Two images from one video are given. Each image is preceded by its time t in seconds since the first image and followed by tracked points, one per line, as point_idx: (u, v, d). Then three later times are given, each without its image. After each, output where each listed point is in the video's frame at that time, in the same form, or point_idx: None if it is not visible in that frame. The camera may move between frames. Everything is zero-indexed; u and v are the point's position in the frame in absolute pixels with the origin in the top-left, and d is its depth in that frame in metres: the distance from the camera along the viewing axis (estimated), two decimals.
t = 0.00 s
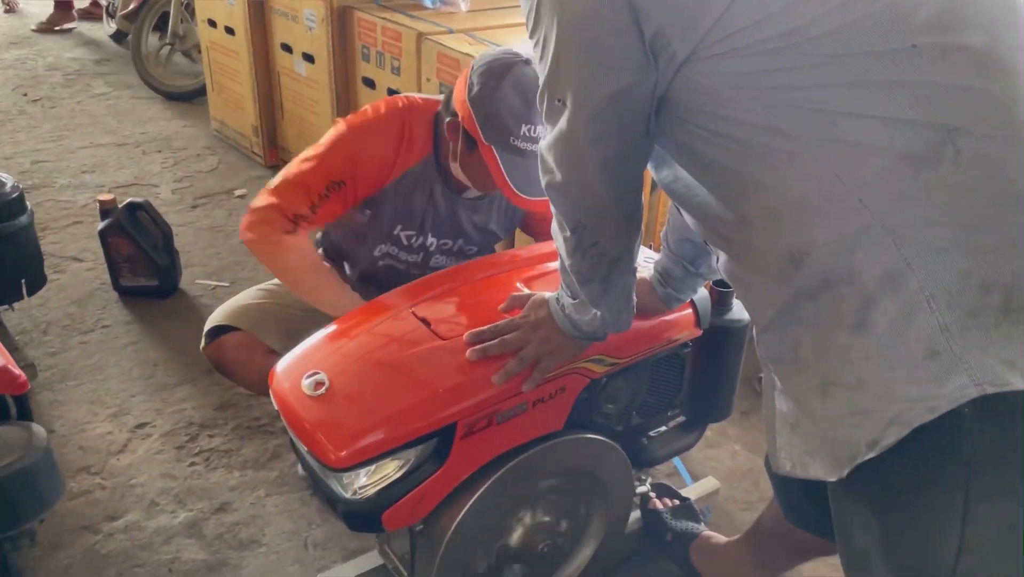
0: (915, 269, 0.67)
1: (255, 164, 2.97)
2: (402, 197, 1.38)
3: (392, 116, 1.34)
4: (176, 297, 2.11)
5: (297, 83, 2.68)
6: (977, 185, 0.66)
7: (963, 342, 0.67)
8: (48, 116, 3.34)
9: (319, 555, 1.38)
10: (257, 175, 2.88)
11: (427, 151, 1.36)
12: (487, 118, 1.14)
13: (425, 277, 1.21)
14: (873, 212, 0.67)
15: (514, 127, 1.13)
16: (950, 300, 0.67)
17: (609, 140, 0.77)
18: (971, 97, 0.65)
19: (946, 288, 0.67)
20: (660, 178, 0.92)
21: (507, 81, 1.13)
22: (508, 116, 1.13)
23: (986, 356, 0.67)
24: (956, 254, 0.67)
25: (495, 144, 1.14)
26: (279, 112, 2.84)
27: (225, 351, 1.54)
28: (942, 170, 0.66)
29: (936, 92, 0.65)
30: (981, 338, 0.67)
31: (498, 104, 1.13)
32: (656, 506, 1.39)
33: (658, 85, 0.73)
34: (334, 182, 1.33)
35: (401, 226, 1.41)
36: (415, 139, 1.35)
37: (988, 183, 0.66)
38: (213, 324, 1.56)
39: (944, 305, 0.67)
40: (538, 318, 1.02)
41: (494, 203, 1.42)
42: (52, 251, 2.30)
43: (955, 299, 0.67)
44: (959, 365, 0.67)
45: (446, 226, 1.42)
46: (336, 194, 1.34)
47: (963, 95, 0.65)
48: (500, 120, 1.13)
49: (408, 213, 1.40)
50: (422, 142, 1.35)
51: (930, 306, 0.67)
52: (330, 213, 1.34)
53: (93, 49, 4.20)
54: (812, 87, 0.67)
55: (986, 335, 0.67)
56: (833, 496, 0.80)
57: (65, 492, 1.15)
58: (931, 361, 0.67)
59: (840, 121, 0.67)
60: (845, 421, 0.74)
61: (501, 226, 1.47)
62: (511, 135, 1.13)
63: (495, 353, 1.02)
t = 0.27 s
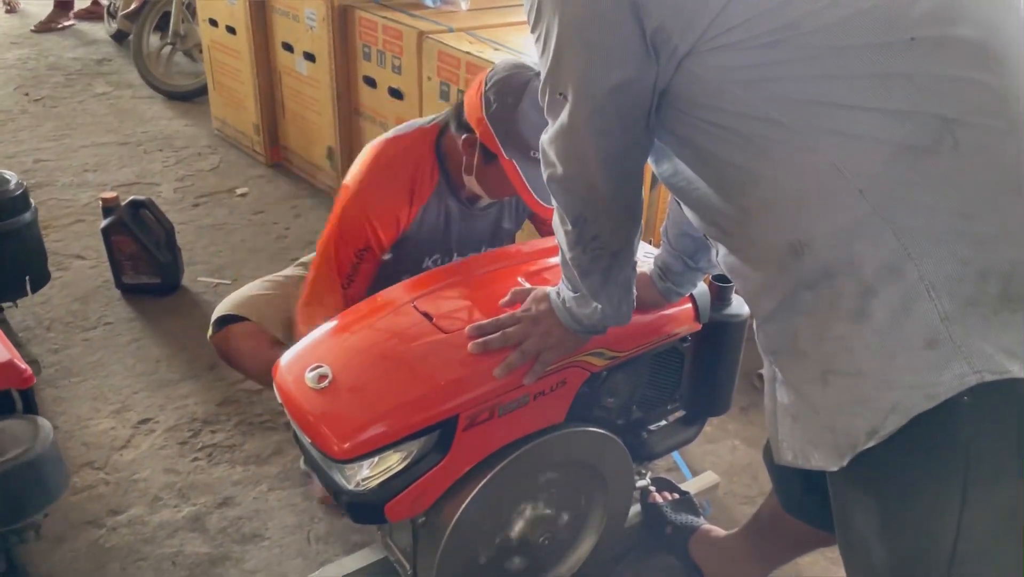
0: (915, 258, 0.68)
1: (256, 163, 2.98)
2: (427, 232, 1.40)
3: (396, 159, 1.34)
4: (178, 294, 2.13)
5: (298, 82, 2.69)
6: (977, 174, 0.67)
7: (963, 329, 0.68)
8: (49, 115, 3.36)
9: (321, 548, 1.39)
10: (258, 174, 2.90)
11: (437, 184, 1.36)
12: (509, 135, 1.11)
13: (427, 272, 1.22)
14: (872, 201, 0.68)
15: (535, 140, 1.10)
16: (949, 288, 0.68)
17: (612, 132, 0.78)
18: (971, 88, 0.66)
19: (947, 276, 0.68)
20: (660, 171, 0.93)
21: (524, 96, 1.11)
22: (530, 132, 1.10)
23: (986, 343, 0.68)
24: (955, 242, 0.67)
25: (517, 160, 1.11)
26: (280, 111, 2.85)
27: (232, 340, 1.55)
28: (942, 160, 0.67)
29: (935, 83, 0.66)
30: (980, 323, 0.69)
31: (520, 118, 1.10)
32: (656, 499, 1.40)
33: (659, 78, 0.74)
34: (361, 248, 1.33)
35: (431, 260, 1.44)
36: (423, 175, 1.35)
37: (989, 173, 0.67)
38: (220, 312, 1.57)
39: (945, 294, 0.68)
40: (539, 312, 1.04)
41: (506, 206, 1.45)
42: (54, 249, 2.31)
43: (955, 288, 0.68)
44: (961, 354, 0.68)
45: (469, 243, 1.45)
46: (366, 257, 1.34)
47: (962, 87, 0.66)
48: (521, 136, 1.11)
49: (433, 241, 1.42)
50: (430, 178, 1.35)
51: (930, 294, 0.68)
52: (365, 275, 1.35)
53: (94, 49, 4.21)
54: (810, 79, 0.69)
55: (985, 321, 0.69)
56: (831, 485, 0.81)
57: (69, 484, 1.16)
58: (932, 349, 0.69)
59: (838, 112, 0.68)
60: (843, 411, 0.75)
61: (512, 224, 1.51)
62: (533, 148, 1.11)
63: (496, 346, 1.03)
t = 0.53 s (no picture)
0: (900, 252, 0.68)
1: (258, 160, 2.99)
2: (403, 184, 1.39)
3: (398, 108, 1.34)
4: (180, 291, 2.13)
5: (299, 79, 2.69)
6: (961, 169, 0.67)
7: (946, 323, 0.68)
8: (52, 113, 3.36)
9: (322, 543, 1.39)
10: (260, 172, 2.90)
11: (427, 142, 1.37)
12: (498, 119, 1.12)
13: (428, 268, 1.23)
14: (856, 196, 0.69)
15: (526, 124, 1.11)
16: (934, 282, 0.68)
17: (603, 127, 0.79)
18: (955, 84, 0.66)
19: (932, 271, 0.68)
20: (657, 166, 0.93)
21: (517, 79, 1.11)
22: (520, 116, 1.11)
23: (970, 337, 0.68)
24: (939, 237, 0.68)
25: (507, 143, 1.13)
26: (281, 109, 2.86)
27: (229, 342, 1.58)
28: (925, 156, 0.67)
29: (920, 78, 0.66)
30: (963, 320, 0.68)
31: (510, 102, 1.11)
32: (655, 494, 1.40)
33: (648, 72, 0.75)
34: (335, 169, 1.32)
35: (403, 218, 1.44)
36: (416, 129, 1.35)
37: (973, 170, 0.67)
38: (217, 314, 1.59)
39: (929, 288, 0.68)
40: (538, 307, 1.03)
41: (498, 194, 1.45)
42: (57, 246, 2.31)
43: (939, 282, 0.68)
44: (942, 348, 0.68)
45: (446, 217, 1.44)
46: (336, 181, 1.33)
47: (947, 82, 0.66)
48: (511, 120, 1.11)
49: (404, 203, 1.42)
50: (422, 135, 1.36)
51: (914, 288, 0.68)
52: (331, 198, 1.33)
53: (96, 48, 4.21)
54: (796, 73, 0.69)
55: (968, 318, 0.69)
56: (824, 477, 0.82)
57: (71, 477, 1.17)
58: (916, 342, 0.69)
59: (824, 106, 0.69)
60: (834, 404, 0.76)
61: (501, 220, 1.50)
62: (524, 132, 1.12)
63: (495, 341, 1.04)
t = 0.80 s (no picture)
0: (887, 250, 0.68)
1: (260, 159, 2.99)
2: (426, 226, 1.40)
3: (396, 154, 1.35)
4: (182, 289, 2.14)
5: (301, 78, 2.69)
6: (947, 168, 0.67)
7: (932, 322, 0.68)
8: (55, 112, 3.37)
9: (322, 541, 1.40)
10: (262, 170, 2.90)
11: (434, 177, 1.37)
12: (500, 121, 1.12)
13: (427, 265, 1.23)
14: (843, 194, 0.69)
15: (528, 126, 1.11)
16: (920, 280, 0.68)
17: (596, 124, 0.79)
18: (941, 82, 0.66)
19: (919, 270, 0.68)
20: (653, 163, 0.93)
21: (516, 83, 1.11)
22: (521, 117, 1.10)
23: (955, 337, 0.68)
24: (924, 236, 0.68)
25: (510, 145, 1.12)
26: (283, 107, 2.86)
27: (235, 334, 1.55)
28: (911, 155, 0.67)
29: (907, 76, 0.66)
30: (948, 319, 0.69)
31: (511, 104, 1.11)
32: (654, 492, 1.40)
33: (639, 68, 0.75)
34: (363, 244, 1.34)
35: (430, 252, 1.46)
36: (420, 170, 1.35)
37: (958, 168, 0.67)
38: (222, 307, 1.58)
39: (915, 287, 0.68)
40: (536, 304, 1.03)
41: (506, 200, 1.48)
42: (59, 245, 2.32)
43: (925, 281, 0.68)
44: (928, 347, 0.69)
45: (470, 237, 1.47)
46: (367, 253, 1.35)
47: (933, 81, 0.66)
48: (511, 121, 1.11)
49: (432, 241, 1.43)
50: (428, 172, 1.36)
51: (901, 286, 0.68)
52: (368, 270, 1.36)
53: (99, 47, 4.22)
54: (783, 70, 0.69)
55: (952, 319, 0.69)
56: (815, 476, 0.82)
57: (71, 475, 1.17)
58: (902, 340, 0.69)
59: (811, 104, 0.69)
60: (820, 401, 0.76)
61: (513, 216, 1.53)
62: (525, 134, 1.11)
63: (494, 338, 1.04)
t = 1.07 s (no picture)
0: (889, 254, 0.68)
1: (265, 160, 3.00)
2: (405, 182, 1.40)
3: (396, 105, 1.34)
4: (187, 290, 2.14)
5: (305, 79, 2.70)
6: (948, 171, 0.67)
7: (935, 326, 0.69)
8: (61, 113, 3.38)
9: (326, 541, 1.40)
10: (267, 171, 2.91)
11: (428, 142, 1.37)
12: (498, 113, 1.12)
13: (431, 266, 1.23)
14: (845, 197, 0.69)
15: (524, 120, 1.11)
16: (922, 284, 0.68)
17: (598, 126, 0.79)
18: (942, 86, 0.66)
19: (921, 273, 0.68)
20: (657, 165, 0.93)
21: (518, 75, 1.11)
22: (519, 112, 1.11)
23: (957, 341, 0.69)
24: (925, 240, 0.68)
25: (505, 138, 1.13)
26: (288, 109, 2.86)
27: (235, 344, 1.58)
28: (913, 158, 0.67)
29: (909, 79, 0.66)
30: (951, 322, 0.69)
31: (509, 97, 1.11)
32: (658, 494, 1.40)
33: (641, 71, 0.75)
34: (333, 166, 1.31)
35: (404, 217, 1.44)
36: (416, 126, 1.36)
37: (958, 172, 0.67)
38: (223, 316, 1.59)
39: (917, 291, 0.68)
40: (540, 306, 1.04)
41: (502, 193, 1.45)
42: (65, 246, 2.33)
43: (928, 285, 0.68)
44: (931, 351, 0.69)
45: (449, 222, 1.45)
46: (336, 177, 1.32)
47: (935, 85, 0.66)
48: (509, 114, 1.12)
49: (408, 205, 1.43)
50: (423, 135, 1.37)
51: (902, 290, 0.69)
52: (326, 196, 1.33)
53: (104, 48, 4.23)
54: (785, 74, 0.69)
55: (956, 320, 0.69)
56: (817, 478, 0.82)
57: (76, 476, 1.18)
58: (904, 344, 0.70)
59: (812, 107, 0.69)
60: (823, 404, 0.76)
61: (504, 222, 1.51)
62: (522, 127, 1.12)
63: (498, 339, 1.04)
